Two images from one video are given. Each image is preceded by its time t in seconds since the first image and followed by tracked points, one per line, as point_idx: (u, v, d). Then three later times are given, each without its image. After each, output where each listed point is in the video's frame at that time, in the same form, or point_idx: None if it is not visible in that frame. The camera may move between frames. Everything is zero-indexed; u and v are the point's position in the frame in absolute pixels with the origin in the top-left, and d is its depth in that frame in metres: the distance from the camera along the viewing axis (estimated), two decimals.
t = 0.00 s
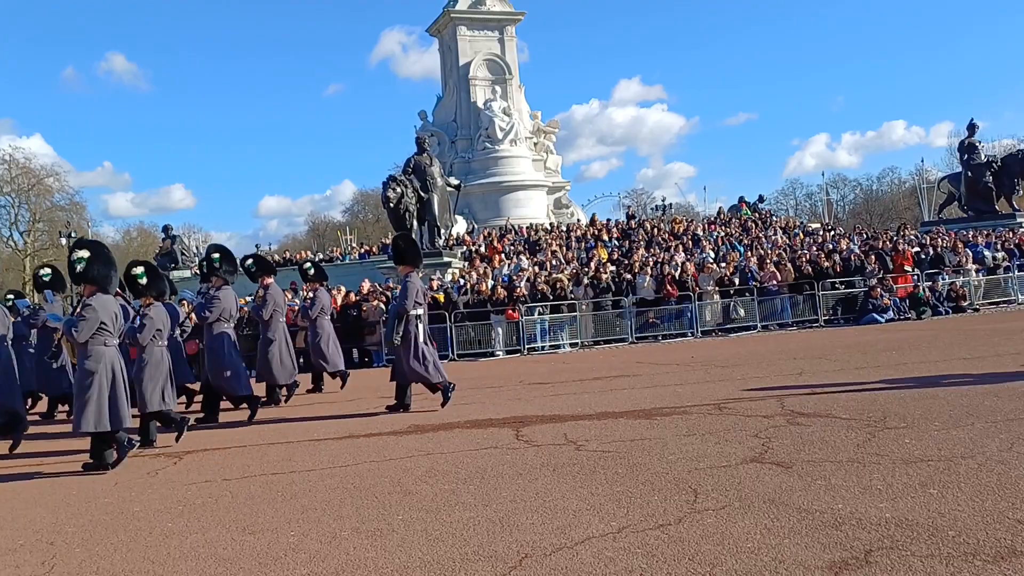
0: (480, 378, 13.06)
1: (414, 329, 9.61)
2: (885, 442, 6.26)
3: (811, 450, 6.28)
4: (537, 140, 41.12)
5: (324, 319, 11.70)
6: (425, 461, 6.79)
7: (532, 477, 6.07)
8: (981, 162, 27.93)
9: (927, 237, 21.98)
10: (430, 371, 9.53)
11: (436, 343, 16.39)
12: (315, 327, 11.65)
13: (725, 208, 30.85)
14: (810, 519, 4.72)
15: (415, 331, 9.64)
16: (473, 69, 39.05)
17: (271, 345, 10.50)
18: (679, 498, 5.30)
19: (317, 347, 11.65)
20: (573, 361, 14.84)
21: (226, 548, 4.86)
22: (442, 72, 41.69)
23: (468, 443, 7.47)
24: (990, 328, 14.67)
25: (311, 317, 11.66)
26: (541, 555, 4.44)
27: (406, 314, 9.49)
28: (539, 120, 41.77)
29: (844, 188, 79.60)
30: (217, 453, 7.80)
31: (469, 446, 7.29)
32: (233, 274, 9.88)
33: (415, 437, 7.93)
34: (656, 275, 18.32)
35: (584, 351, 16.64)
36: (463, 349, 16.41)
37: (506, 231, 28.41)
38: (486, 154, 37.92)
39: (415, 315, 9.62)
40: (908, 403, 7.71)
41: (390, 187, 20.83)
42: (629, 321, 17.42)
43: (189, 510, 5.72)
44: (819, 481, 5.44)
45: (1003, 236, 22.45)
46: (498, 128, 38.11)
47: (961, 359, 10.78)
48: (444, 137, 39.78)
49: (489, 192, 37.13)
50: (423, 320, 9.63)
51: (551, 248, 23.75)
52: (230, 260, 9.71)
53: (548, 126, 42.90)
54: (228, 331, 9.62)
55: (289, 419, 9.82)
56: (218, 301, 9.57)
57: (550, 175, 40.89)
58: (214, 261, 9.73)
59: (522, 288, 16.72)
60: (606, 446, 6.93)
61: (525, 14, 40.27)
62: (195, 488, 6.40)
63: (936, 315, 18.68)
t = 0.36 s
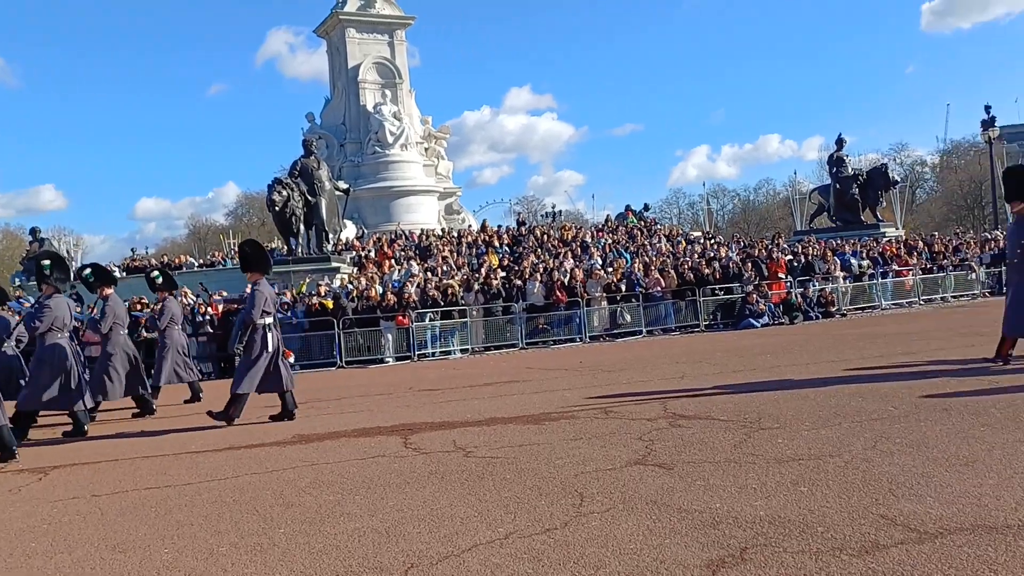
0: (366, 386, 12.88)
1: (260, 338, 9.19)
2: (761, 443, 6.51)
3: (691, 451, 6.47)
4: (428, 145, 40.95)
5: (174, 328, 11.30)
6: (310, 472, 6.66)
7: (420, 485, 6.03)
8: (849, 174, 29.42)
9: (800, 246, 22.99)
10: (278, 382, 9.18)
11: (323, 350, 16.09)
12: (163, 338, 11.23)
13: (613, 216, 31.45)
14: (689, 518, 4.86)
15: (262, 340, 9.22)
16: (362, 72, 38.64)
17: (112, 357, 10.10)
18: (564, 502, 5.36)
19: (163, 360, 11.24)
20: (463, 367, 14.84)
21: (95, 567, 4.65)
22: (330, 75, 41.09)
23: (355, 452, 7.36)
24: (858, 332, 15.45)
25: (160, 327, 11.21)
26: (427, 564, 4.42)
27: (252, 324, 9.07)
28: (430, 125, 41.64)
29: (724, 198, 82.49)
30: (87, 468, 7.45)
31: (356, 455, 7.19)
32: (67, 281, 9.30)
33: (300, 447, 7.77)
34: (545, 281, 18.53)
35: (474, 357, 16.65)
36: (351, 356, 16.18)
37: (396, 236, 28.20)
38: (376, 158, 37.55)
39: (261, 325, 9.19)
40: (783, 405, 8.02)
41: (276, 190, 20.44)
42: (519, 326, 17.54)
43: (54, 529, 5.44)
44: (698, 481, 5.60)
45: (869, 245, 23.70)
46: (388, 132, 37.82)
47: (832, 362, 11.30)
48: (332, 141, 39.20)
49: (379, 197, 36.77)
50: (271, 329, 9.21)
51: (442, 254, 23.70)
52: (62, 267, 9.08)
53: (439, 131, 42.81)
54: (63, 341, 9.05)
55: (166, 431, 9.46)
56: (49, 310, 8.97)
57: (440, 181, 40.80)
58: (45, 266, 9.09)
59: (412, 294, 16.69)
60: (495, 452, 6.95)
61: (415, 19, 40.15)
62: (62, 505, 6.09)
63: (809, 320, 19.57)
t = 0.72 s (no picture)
0: (307, 390, 12.73)
1: (150, 341, 9.08)
2: (700, 447, 6.59)
3: (632, 455, 6.52)
4: (374, 147, 40.67)
5: (71, 331, 10.95)
6: (249, 478, 6.56)
7: (362, 491, 5.97)
8: (788, 184, 30.04)
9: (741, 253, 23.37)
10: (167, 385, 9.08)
11: (263, 354, 15.83)
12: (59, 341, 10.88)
13: (558, 222, 31.63)
14: (629, 522, 4.89)
15: (151, 343, 9.10)
16: (306, 73, 38.24)
17: None
18: (507, 507, 5.37)
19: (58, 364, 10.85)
20: (406, 371, 14.76)
21: None
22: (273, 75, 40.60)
23: (294, 457, 7.27)
24: (795, 338, 15.75)
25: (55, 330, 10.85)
26: (366, 571, 4.38)
27: (142, 326, 8.94)
28: (375, 128, 41.36)
29: (666, 206, 83.50)
30: (13, 475, 7.22)
31: (295, 461, 7.09)
32: None
33: (238, 453, 7.65)
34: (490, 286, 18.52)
35: (418, 361, 16.57)
36: (292, 360, 15.96)
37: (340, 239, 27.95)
38: (320, 160, 37.19)
39: (152, 327, 9.07)
40: (722, 409, 8.13)
41: (216, 191, 20.17)
42: (464, 331, 17.50)
43: None
44: (639, 485, 5.65)
45: (807, 253, 24.19)
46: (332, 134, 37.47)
47: (769, 368, 11.51)
48: (276, 142, 38.72)
49: (323, 199, 36.41)
50: (161, 333, 9.12)
51: (387, 257, 23.55)
52: None
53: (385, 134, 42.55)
54: None
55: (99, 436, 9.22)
56: None
57: (386, 184, 40.53)
58: None
59: (356, 297, 16.49)
60: (437, 457, 6.92)
61: (361, 20, 39.91)
62: None
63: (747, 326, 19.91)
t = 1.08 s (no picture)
0: (255, 391, 12.55)
1: (45, 352, 8.64)
2: (649, 447, 6.65)
3: (582, 456, 6.55)
4: (325, 146, 40.29)
5: None
6: (194, 482, 6.45)
7: (309, 494, 5.91)
8: (736, 187, 30.52)
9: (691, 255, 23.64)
10: (66, 393, 8.61)
11: (211, 354, 15.59)
12: None
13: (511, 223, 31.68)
14: (578, 523, 4.91)
15: (46, 354, 8.65)
16: (256, 70, 37.76)
17: None
18: (456, 508, 5.36)
19: None
20: (357, 373, 14.64)
21: None
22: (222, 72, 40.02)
23: (241, 460, 7.17)
24: (744, 339, 15.99)
25: None
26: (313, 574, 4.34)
27: (33, 334, 8.58)
28: (327, 127, 40.99)
29: (618, 208, 84.20)
30: None
31: (241, 464, 6.99)
32: None
33: (183, 456, 7.52)
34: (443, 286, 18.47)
35: (370, 362, 16.47)
36: (241, 361, 15.75)
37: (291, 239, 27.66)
38: (270, 158, 36.75)
39: (45, 337, 8.69)
40: (671, 410, 8.21)
41: (162, 189, 19.81)
42: (416, 332, 17.44)
43: None
44: (588, 486, 5.69)
45: (756, 256, 24.56)
46: (283, 132, 37.07)
47: (718, 369, 11.66)
48: (225, 139, 38.18)
49: (273, 198, 35.98)
50: (55, 341, 8.73)
51: (338, 257, 23.35)
52: None
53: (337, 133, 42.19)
54: None
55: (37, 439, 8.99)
56: None
57: (338, 184, 40.19)
58: None
59: (305, 298, 16.37)
60: (387, 459, 6.88)
61: (313, 18, 39.56)
62: None
63: (697, 327, 20.16)
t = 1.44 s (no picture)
0: (218, 392, 12.40)
1: None
2: (615, 446, 6.67)
3: (549, 455, 6.56)
4: (290, 145, 39.96)
5: None
6: (154, 484, 6.36)
7: (272, 496, 5.85)
8: (701, 188, 30.79)
9: (657, 255, 23.78)
10: None
11: (173, 355, 15.39)
12: None
13: (478, 223, 31.65)
14: (544, 522, 4.92)
15: None
16: (220, 67, 37.36)
17: None
18: (422, 509, 5.34)
19: None
20: (323, 373, 14.53)
21: None
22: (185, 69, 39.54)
23: (203, 462, 7.08)
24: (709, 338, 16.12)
25: None
26: None
27: None
28: (292, 125, 40.65)
29: (585, 208, 84.58)
30: None
31: (204, 466, 6.91)
32: None
33: (144, 458, 7.42)
34: (409, 286, 18.39)
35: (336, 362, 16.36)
36: (204, 362, 15.57)
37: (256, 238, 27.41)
38: (234, 157, 36.39)
39: None
40: (636, 409, 8.24)
41: (124, 187, 19.54)
42: (382, 332, 17.36)
43: None
44: (554, 485, 5.70)
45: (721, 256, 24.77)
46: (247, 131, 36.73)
47: (683, 368, 11.74)
48: (188, 137, 37.75)
49: (237, 197, 35.62)
50: None
51: (303, 257, 23.17)
52: None
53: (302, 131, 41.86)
54: None
55: None
56: None
57: (303, 183, 39.88)
58: None
59: (270, 298, 16.23)
60: (352, 460, 6.84)
61: (277, 16, 39.20)
62: None
63: (663, 327, 20.29)
